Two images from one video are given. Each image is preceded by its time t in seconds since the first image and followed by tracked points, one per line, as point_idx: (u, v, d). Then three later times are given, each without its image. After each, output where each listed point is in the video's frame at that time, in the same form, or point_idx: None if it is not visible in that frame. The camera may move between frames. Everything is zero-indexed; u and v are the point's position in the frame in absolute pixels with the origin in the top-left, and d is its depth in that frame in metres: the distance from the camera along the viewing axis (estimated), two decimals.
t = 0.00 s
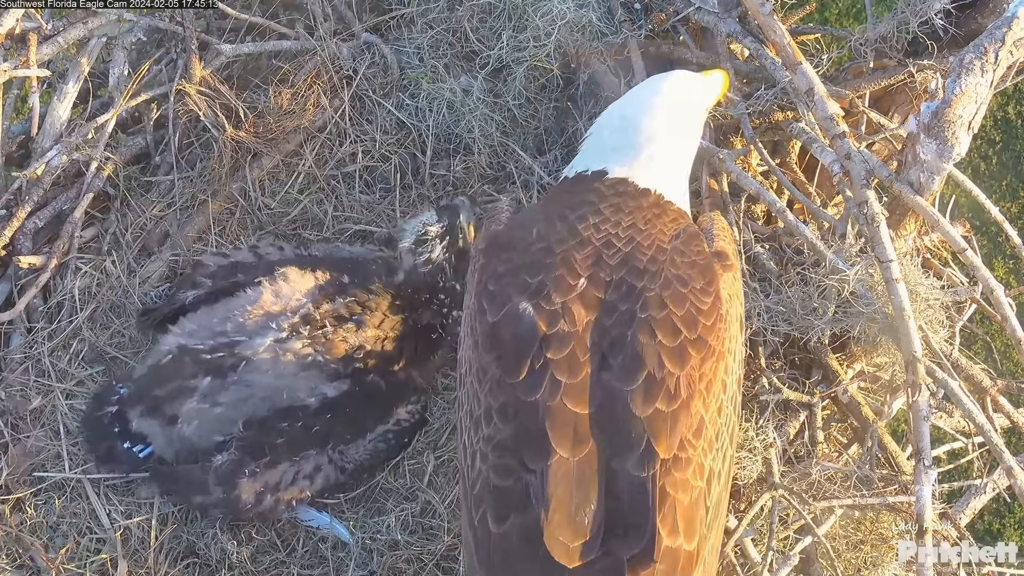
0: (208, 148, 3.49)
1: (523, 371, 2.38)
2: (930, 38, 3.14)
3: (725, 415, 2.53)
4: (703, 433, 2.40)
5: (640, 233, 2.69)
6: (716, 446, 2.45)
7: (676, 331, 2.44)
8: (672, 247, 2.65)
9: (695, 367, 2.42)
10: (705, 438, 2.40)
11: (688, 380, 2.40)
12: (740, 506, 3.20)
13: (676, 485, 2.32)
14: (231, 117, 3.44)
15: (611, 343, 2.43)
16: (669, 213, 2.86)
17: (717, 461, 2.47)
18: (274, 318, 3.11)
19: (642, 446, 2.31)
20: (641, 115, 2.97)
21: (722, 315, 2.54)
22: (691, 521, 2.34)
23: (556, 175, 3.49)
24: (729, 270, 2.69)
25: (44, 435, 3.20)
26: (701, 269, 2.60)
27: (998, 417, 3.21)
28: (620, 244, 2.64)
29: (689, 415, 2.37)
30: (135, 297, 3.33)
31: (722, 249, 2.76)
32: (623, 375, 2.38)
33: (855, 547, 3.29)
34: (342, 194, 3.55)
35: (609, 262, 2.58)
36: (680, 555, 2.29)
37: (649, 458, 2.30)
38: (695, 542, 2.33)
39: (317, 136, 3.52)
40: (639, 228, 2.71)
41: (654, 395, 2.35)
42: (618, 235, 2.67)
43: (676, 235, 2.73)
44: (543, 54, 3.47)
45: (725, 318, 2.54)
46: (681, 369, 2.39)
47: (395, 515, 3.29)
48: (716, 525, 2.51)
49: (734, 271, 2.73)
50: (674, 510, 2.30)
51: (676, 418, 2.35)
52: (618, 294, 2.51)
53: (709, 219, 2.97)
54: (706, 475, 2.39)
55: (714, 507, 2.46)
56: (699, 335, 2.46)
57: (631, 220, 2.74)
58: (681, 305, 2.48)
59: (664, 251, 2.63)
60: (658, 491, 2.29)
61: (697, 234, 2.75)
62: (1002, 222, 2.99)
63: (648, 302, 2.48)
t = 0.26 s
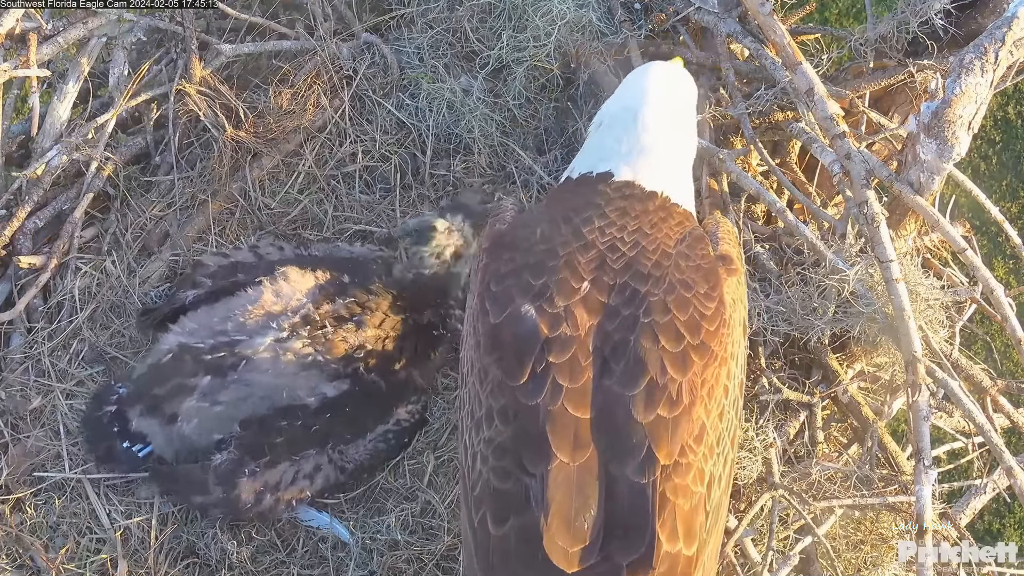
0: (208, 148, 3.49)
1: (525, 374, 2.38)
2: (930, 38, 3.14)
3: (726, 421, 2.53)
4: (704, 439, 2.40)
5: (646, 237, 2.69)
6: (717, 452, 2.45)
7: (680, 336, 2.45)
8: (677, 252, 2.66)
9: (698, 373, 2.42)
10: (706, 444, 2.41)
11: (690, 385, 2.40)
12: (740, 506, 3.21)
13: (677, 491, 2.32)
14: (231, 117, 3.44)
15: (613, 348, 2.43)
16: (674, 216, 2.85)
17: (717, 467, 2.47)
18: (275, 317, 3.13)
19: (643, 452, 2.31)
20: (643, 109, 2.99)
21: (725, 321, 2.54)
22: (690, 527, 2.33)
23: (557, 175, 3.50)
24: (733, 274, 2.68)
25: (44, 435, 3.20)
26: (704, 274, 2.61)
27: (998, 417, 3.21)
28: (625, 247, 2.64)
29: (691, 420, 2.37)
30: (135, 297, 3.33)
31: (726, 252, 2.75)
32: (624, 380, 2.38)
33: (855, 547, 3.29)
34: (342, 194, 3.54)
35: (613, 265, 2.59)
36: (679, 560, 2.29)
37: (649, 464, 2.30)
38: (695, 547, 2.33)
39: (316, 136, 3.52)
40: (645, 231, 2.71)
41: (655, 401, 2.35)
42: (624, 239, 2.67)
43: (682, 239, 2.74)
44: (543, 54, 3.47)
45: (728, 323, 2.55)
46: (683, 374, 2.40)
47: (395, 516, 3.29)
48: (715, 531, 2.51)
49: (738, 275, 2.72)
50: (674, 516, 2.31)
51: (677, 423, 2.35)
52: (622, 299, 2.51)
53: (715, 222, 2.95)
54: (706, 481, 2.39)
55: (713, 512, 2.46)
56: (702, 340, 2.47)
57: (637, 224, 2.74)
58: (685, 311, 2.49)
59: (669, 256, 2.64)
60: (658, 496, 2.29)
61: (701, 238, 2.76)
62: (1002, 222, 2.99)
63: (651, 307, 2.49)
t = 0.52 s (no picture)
0: (208, 148, 3.49)
1: (527, 375, 2.39)
2: (930, 38, 3.14)
3: (729, 422, 2.53)
4: (706, 440, 2.40)
5: (648, 237, 2.69)
6: (719, 453, 2.45)
7: (683, 339, 2.45)
8: (680, 253, 2.67)
9: (701, 375, 2.42)
10: (708, 445, 2.41)
11: (693, 387, 2.40)
12: (740, 506, 3.21)
13: (679, 493, 2.32)
14: (231, 117, 3.44)
15: (617, 350, 2.43)
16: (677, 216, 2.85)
17: (719, 468, 2.47)
18: (276, 318, 3.13)
19: (646, 455, 2.31)
20: (641, 112, 2.97)
21: (728, 323, 2.54)
22: (692, 528, 2.34)
23: (556, 175, 3.50)
24: (736, 275, 2.67)
25: (44, 435, 3.20)
26: (707, 275, 2.61)
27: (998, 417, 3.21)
28: (627, 247, 2.65)
29: (694, 423, 2.37)
30: (135, 297, 3.33)
31: (728, 253, 2.74)
32: (627, 383, 2.38)
33: (855, 547, 3.29)
34: (342, 194, 3.54)
35: (615, 267, 2.58)
36: (681, 562, 2.29)
37: (652, 466, 2.30)
38: (697, 549, 2.33)
39: (316, 136, 3.52)
40: (647, 231, 2.71)
41: (659, 403, 2.35)
42: (626, 239, 2.67)
43: (684, 240, 2.73)
44: (544, 54, 3.47)
45: (731, 325, 2.55)
46: (686, 377, 2.40)
47: (395, 516, 3.29)
48: (717, 532, 2.50)
49: (740, 276, 2.71)
50: (676, 518, 2.31)
51: (680, 426, 2.35)
52: (624, 301, 2.51)
53: (716, 224, 2.94)
54: (708, 483, 2.39)
55: (716, 513, 2.46)
56: (705, 342, 2.47)
57: (639, 223, 2.74)
58: (688, 313, 2.49)
59: (672, 257, 2.64)
60: (661, 498, 2.29)
61: (704, 239, 2.76)
62: (1002, 222, 2.99)
63: (654, 309, 2.49)
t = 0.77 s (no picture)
0: (208, 148, 3.49)
1: (528, 376, 2.38)
2: (930, 38, 3.14)
3: (729, 423, 2.53)
4: (706, 441, 2.40)
5: (649, 237, 2.69)
6: (719, 454, 2.45)
7: (683, 340, 2.45)
8: (681, 253, 2.67)
9: (701, 376, 2.42)
10: (709, 447, 2.41)
11: (693, 388, 2.40)
12: (740, 506, 3.21)
13: (679, 494, 2.32)
14: (231, 117, 3.44)
15: (618, 351, 2.43)
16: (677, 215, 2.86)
17: (719, 469, 2.47)
18: (276, 318, 3.13)
19: (646, 456, 2.31)
20: (642, 116, 2.98)
21: (728, 324, 2.54)
22: (692, 529, 2.33)
23: (556, 175, 3.51)
24: (736, 276, 2.67)
25: (44, 435, 3.20)
26: (708, 276, 2.61)
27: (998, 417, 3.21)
28: (628, 247, 2.65)
29: (694, 424, 2.38)
30: (135, 297, 3.33)
31: (729, 253, 2.74)
32: (628, 384, 2.38)
33: (855, 547, 3.29)
34: (342, 194, 3.54)
35: (615, 267, 2.58)
36: (681, 563, 2.28)
37: (653, 467, 2.31)
38: (697, 550, 2.33)
39: (317, 136, 3.52)
40: (648, 231, 2.72)
41: (659, 404, 2.35)
42: (626, 239, 2.68)
43: (685, 240, 2.73)
44: (544, 54, 3.47)
45: (731, 326, 2.55)
46: (687, 378, 2.40)
47: (395, 516, 3.29)
48: (717, 533, 2.50)
49: (741, 277, 2.71)
50: (676, 519, 2.30)
51: (681, 427, 2.35)
52: (625, 301, 2.51)
53: (717, 224, 2.94)
54: (708, 483, 2.39)
55: (715, 514, 2.46)
56: (705, 343, 2.47)
57: (639, 223, 2.74)
58: (688, 314, 2.49)
59: (672, 257, 2.65)
60: (661, 499, 2.29)
61: (705, 239, 2.76)
62: (1002, 222, 2.98)
63: (655, 310, 2.49)
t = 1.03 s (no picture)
0: (208, 148, 3.49)
1: (527, 376, 2.39)
2: (930, 38, 3.14)
3: (727, 426, 2.53)
4: (705, 443, 2.40)
5: (649, 237, 2.69)
6: (718, 456, 2.46)
7: (683, 341, 2.45)
8: (683, 254, 2.66)
9: (700, 378, 2.42)
10: (707, 448, 2.41)
11: (692, 390, 2.40)
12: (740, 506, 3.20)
13: (677, 495, 2.32)
14: (231, 117, 3.44)
15: (617, 352, 2.43)
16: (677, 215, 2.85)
17: (717, 471, 2.47)
18: (276, 318, 3.13)
19: (645, 457, 2.31)
20: (648, 116, 2.97)
21: (728, 326, 2.55)
22: (689, 531, 2.33)
23: (557, 175, 3.50)
24: (736, 278, 2.68)
25: (44, 435, 3.20)
26: (708, 278, 2.61)
27: (998, 417, 3.21)
28: (628, 247, 2.64)
29: (692, 426, 2.38)
30: (135, 297, 3.33)
31: (729, 255, 2.75)
32: (628, 385, 2.37)
33: (855, 547, 3.29)
34: (342, 194, 3.54)
35: (615, 268, 2.58)
36: (678, 565, 2.27)
37: (651, 469, 2.30)
38: (694, 552, 2.32)
39: (317, 136, 3.52)
40: (648, 232, 2.71)
41: (658, 405, 2.35)
42: (627, 239, 2.67)
43: (686, 241, 2.73)
44: (544, 54, 3.47)
45: (731, 328, 2.55)
46: (686, 379, 2.40)
47: (395, 516, 3.29)
48: (714, 536, 2.50)
49: (741, 279, 2.72)
50: (673, 520, 2.30)
51: (679, 428, 2.35)
52: (625, 302, 2.51)
53: (718, 224, 2.95)
54: (706, 485, 2.39)
55: (713, 516, 2.46)
56: (705, 345, 2.47)
57: (640, 223, 2.74)
58: (688, 315, 2.49)
59: (674, 258, 2.64)
60: (659, 500, 2.29)
61: (705, 240, 2.76)
62: (1002, 222, 2.98)
63: (655, 311, 2.49)
